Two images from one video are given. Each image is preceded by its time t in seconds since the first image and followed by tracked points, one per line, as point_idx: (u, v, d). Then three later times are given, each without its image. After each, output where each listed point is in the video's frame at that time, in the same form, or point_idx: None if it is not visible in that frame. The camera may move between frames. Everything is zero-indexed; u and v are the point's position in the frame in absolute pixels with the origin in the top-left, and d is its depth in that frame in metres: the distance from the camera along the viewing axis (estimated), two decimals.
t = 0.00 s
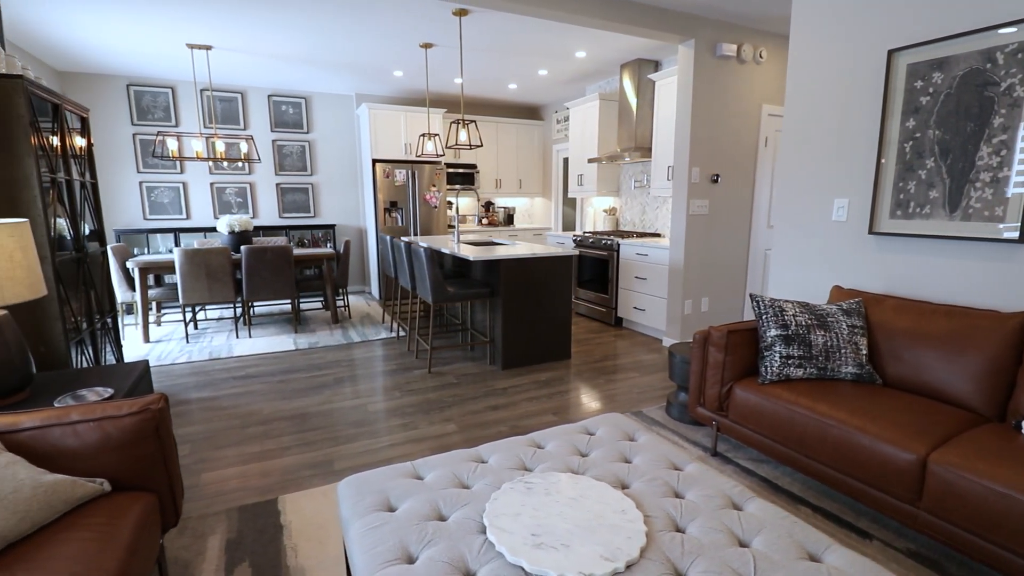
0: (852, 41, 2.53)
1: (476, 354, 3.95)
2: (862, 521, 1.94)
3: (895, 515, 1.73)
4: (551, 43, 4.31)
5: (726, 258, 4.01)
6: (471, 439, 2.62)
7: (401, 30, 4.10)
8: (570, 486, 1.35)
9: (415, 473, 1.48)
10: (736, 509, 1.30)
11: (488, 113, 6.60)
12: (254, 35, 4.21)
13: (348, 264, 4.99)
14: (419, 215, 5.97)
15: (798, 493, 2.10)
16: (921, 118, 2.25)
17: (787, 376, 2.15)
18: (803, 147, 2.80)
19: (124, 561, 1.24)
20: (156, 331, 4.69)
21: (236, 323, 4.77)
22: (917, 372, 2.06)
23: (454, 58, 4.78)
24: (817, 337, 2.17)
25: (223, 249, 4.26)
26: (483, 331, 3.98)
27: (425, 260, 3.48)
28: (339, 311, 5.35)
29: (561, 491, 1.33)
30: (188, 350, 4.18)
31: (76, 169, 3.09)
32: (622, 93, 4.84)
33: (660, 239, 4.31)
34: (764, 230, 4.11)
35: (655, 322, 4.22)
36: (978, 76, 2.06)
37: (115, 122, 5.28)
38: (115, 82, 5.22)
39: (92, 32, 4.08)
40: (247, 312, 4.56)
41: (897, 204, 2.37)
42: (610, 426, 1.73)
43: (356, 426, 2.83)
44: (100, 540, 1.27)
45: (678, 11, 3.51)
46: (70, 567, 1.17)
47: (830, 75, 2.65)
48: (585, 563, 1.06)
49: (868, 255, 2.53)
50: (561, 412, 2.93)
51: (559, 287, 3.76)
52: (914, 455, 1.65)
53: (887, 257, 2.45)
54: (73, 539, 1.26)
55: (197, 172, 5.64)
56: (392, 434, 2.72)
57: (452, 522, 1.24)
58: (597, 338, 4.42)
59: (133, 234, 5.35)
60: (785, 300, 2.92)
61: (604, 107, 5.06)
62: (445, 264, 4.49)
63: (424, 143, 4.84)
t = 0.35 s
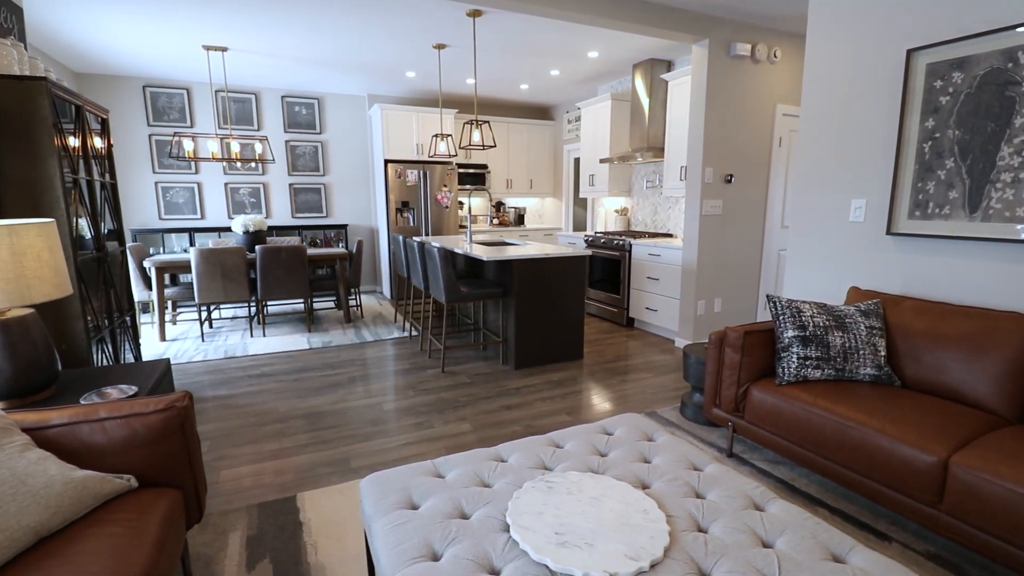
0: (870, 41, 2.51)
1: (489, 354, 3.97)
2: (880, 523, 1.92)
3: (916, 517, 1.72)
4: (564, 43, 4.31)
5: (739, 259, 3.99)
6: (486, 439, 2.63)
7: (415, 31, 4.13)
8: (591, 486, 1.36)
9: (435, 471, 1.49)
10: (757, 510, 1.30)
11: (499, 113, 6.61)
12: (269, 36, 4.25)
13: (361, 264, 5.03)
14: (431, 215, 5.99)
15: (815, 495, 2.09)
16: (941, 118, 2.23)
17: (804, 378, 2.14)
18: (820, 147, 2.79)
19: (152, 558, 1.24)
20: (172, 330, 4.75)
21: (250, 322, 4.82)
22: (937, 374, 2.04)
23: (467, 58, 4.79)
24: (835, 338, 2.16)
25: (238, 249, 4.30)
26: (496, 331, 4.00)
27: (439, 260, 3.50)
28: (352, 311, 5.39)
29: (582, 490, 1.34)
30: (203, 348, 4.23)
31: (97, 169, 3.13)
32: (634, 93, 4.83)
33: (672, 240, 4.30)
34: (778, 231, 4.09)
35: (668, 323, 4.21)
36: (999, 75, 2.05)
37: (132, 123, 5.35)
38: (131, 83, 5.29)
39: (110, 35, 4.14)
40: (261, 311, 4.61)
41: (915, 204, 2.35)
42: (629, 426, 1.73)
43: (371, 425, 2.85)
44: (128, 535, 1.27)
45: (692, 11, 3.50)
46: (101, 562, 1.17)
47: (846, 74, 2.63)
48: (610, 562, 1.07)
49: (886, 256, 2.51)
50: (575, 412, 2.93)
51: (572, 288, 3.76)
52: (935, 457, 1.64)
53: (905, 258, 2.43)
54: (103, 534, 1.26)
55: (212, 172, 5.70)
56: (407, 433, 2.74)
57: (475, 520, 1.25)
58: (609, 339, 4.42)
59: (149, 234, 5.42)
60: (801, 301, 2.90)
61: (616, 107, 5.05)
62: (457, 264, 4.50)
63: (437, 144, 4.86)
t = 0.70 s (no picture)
0: (885, 41, 2.50)
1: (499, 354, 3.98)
2: (898, 525, 1.92)
3: (934, 520, 1.71)
4: (575, 44, 4.31)
5: (751, 259, 3.97)
6: (499, 439, 2.64)
7: (428, 31, 4.15)
8: (611, 486, 1.36)
9: (454, 470, 1.50)
10: (778, 511, 1.30)
11: (508, 114, 6.63)
12: (282, 38, 4.28)
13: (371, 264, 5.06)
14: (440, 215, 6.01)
15: (831, 497, 2.08)
16: (959, 118, 2.22)
17: (821, 379, 2.13)
18: (835, 147, 2.78)
19: (177, 553, 1.25)
20: (185, 329, 4.80)
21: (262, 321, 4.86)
22: (955, 376, 2.03)
23: (478, 59, 4.80)
24: (851, 339, 2.15)
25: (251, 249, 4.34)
26: (506, 331, 4.01)
27: (451, 260, 3.52)
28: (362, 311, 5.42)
29: (602, 489, 1.34)
30: (216, 347, 4.26)
31: (114, 170, 3.17)
32: (644, 93, 4.83)
33: (683, 240, 4.29)
34: (791, 231, 4.07)
35: (679, 324, 4.20)
36: (1019, 75, 2.03)
37: (146, 124, 5.40)
38: (145, 84, 5.34)
39: (126, 36, 4.18)
40: (273, 311, 4.65)
41: (932, 205, 2.34)
42: (646, 426, 1.73)
43: (384, 424, 2.87)
44: (152, 531, 1.29)
45: (704, 11, 3.49)
46: (128, 557, 1.18)
47: (862, 74, 2.62)
48: (633, 562, 1.07)
49: (902, 256, 2.49)
50: (587, 413, 2.93)
51: (583, 288, 3.77)
52: (955, 459, 1.62)
53: (922, 258, 2.42)
54: (129, 530, 1.27)
55: (224, 172, 5.75)
56: (420, 432, 2.76)
57: (496, 519, 1.26)
58: (620, 339, 4.42)
59: (161, 234, 5.47)
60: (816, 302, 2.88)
61: (626, 107, 5.05)
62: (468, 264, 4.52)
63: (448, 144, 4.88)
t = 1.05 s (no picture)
0: (899, 40, 2.49)
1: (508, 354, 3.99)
2: (913, 527, 1.90)
3: (951, 522, 1.70)
4: (584, 44, 4.31)
5: (761, 260, 3.96)
6: (510, 439, 2.64)
7: (437, 32, 4.16)
8: (628, 487, 1.36)
9: (471, 470, 1.51)
10: (796, 512, 1.30)
11: (516, 114, 6.64)
12: (292, 39, 4.30)
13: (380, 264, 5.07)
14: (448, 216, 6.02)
15: (845, 499, 2.08)
16: (975, 118, 2.20)
17: (835, 380, 2.12)
18: (848, 147, 2.76)
19: (198, 550, 1.26)
20: (196, 328, 4.83)
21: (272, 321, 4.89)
22: (971, 378, 2.01)
23: (487, 59, 4.81)
24: (866, 341, 2.14)
25: (261, 249, 4.37)
26: (516, 331, 4.01)
27: (460, 261, 3.52)
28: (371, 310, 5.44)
29: (619, 490, 1.34)
30: (227, 346, 4.29)
31: (129, 171, 3.20)
32: (653, 93, 4.82)
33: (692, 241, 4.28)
34: (801, 232, 4.05)
35: (688, 324, 4.19)
36: None
37: (157, 125, 5.44)
38: (156, 85, 5.38)
39: (139, 38, 4.22)
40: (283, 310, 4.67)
41: (947, 205, 2.32)
42: (661, 427, 1.73)
43: (395, 424, 2.88)
44: (174, 528, 1.30)
45: (715, 11, 3.49)
46: (150, 555, 1.20)
47: (875, 74, 2.61)
48: (654, 563, 1.07)
49: (916, 257, 2.48)
50: (598, 413, 2.93)
51: (592, 288, 3.77)
52: (972, 461, 1.61)
53: (937, 259, 2.40)
54: (150, 528, 1.28)
55: (234, 173, 5.79)
56: (431, 431, 2.77)
57: (514, 519, 1.26)
58: (629, 340, 4.41)
59: (172, 234, 5.52)
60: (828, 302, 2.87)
61: (635, 107, 5.04)
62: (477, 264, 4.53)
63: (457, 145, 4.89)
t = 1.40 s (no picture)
0: (914, 41, 2.48)
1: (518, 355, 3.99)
2: (929, 531, 1.90)
3: (968, 526, 1.69)
4: (594, 44, 4.31)
5: (772, 261, 3.94)
6: (522, 439, 2.65)
7: (447, 33, 4.17)
8: (646, 488, 1.36)
9: (487, 471, 1.52)
10: (815, 515, 1.29)
11: (524, 114, 6.64)
12: (303, 41, 4.33)
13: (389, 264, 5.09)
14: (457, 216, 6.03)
15: (860, 502, 2.07)
16: (991, 119, 2.18)
17: (850, 382, 2.11)
18: (861, 148, 2.75)
19: (220, 548, 1.28)
20: (207, 327, 4.87)
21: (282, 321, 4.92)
22: (988, 380, 2.00)
23: (496, 60, 4.81)
24: (880, 343, 2.13)
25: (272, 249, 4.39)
26: (525, 331, 4.02)
27: (471, 261, 3.53)
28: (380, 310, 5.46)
29: (636, 492, 1.35)
30: (239, 346, 4.33)
31: (144, 172, 3.24)
32: (662, 93, 4.81)
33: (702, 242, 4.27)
34: (812, 232, 4.03)
35: (698, 325, 4.18)
36: None
37: (169, 126, 5.49)
38: (168, 87, 5.43)
39: (152, 40, 4.26)
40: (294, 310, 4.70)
41: (963, 207, 2.30)
42: (675, 429, 1.73)
43: (407, 424, 2.89)
44: (196, 526, 1.31)
45: (727, 11, 3.47)
46: (174, 553, 1.21)
47: (890, 74, 2.59)
48: (674, 564, 1.08)
49: (931, 259, 2.46)
50: (609, 414, 2.93)
51: (602, 289, 3.77)
52: (990, 465, 1.60)
53: (952, 261, 2.38)
54: (173, 526, 1.30)
55: (244, 173, 5.83)
56: (442, 431, 2.79)
57: (532, 520, 1.27)
58: (638, 340, 4.40)
59: (184, 234, 5.56)
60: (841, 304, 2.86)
61: (644, 107, 5.03)
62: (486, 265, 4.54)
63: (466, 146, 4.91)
